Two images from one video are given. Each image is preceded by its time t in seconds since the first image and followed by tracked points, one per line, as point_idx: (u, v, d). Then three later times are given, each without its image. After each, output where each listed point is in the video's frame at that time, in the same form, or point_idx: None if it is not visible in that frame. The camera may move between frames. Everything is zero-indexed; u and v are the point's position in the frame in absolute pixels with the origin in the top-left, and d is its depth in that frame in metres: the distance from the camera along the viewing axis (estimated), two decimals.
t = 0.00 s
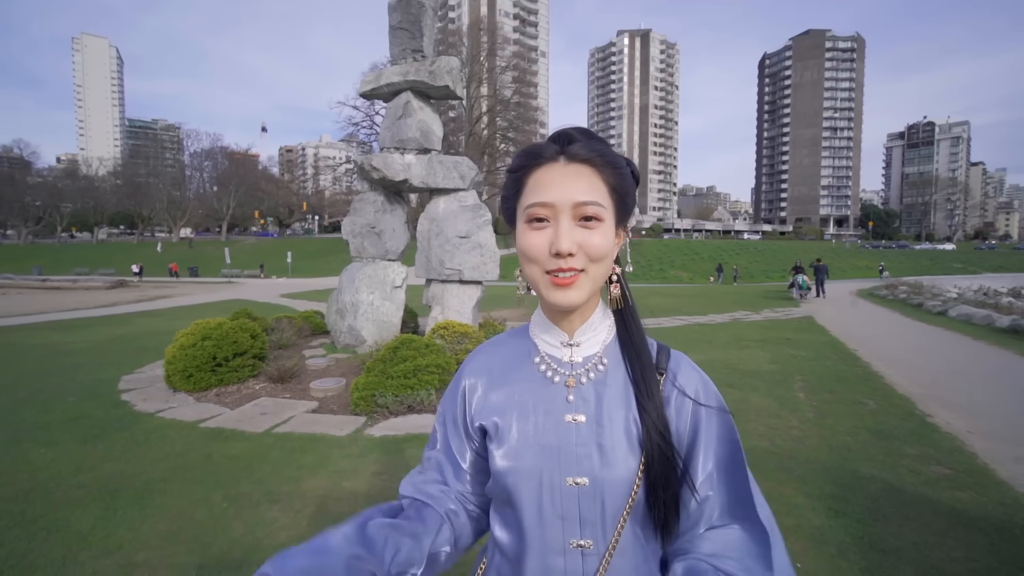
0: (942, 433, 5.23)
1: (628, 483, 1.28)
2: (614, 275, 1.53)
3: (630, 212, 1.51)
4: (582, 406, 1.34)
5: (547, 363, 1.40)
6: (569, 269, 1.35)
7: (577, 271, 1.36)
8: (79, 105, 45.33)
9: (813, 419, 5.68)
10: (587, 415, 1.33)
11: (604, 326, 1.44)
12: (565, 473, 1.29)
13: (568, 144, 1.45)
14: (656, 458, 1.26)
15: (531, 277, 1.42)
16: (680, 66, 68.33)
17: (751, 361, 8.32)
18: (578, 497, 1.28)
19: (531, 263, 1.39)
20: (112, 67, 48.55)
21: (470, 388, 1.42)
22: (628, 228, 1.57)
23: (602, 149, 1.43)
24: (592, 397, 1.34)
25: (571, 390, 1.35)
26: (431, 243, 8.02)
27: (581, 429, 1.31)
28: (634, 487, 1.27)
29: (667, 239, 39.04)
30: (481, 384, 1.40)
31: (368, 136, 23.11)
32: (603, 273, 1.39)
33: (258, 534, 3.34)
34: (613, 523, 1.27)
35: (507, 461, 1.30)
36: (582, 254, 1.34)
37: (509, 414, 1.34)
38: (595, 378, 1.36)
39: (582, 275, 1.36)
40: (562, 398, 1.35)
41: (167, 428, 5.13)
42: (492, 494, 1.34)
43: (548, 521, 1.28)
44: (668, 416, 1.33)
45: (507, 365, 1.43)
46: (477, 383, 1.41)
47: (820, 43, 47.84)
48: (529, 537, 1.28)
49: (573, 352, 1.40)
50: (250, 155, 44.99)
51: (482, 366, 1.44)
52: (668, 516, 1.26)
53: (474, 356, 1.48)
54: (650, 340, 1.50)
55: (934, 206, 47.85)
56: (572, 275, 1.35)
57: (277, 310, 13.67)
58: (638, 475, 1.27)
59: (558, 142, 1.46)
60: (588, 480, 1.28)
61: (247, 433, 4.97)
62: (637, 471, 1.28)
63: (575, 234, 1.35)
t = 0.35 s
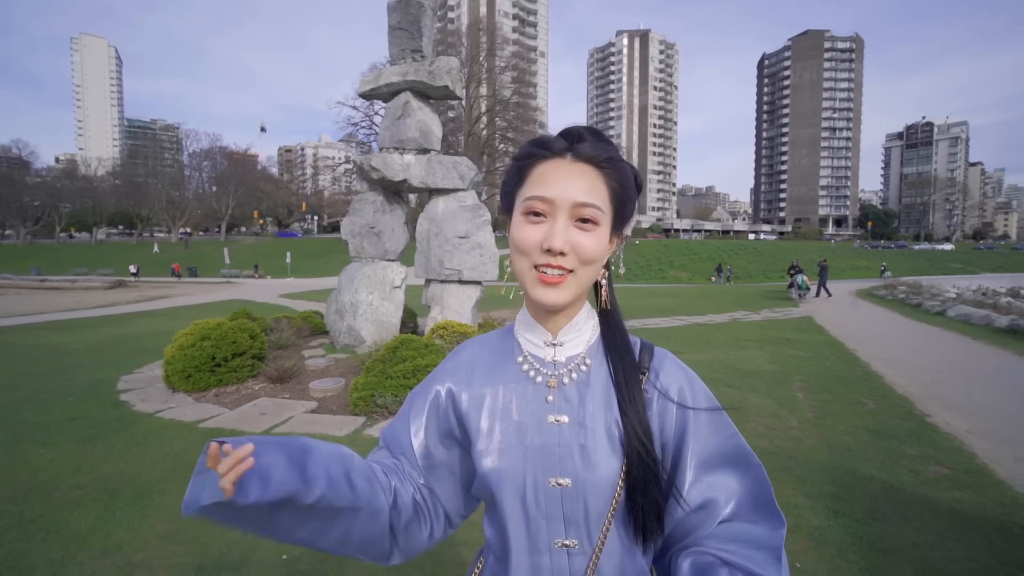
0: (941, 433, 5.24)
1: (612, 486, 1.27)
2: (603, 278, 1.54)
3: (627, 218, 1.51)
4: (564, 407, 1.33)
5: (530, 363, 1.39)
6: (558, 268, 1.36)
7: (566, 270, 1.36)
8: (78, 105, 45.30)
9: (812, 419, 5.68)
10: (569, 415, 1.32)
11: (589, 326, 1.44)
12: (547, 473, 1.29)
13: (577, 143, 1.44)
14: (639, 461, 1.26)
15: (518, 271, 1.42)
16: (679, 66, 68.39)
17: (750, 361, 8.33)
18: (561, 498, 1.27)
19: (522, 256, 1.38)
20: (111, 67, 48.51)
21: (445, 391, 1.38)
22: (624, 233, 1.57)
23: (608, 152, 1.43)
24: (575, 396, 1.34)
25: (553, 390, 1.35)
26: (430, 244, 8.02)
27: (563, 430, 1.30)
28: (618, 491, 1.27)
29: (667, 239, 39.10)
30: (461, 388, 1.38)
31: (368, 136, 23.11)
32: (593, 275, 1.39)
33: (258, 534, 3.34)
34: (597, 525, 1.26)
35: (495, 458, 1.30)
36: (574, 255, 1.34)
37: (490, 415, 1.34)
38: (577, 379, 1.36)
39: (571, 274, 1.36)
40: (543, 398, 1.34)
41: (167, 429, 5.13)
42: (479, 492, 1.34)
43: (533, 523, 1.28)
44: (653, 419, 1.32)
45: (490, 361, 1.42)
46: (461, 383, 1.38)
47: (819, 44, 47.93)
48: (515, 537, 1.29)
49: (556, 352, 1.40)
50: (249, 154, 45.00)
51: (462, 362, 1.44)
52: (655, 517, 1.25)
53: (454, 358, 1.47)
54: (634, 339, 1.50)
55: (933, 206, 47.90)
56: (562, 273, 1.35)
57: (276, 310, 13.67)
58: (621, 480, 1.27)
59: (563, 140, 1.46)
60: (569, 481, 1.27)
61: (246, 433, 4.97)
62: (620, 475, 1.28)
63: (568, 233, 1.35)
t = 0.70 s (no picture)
0: (937, 432, 5.25)
1: (612, 486, 1.25)
2: (602, 270, 1.48)
3: (618, 204, 1.41)
4: (570, 405, 1.33)
5: (542, 362, 1.40)
6: (525, 261, 1.36)
7: (532, 263, 1.35)
8: (75, 105, 45.19)
9: (809, 419, 5.68)
10: (573, 414, 1.32)
11: (599, 325, 1.43)
12: (548, 470, 1.29)
13: (560, 147, 1.45)
14: (636, 466, 1.24)
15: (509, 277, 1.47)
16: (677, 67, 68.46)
17: (747, 361, 8.34)
18: (558, 495, 1.28)
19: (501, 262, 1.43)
20: (108, 67, 48.43)
21: (473, 382, 1.44)
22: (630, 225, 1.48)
23: (579, 146, 1.41)
24: (582, 394, 1.34)
25: (559, 389, 1.36)
26: (428, 244, 8.02)
27: (567, 427, 1.31)
28: (617, 492, 1.25)
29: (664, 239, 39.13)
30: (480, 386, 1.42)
31: (366, 137, 23.09)
32: (564, 267, 1.35)
33: (255, 535, 3.34)
34: (592, 525, 1.25)
35: (502, 451, 1.32)
36: (535, 249, 1.34)
37: (498, 412, 1.36)
38: (585, 379, 1.36)
39: (536, 269, 1.35)
40: (550, 394, 1.36)
41: (164, 430, 5.12)
42: (484, 482, 1.37)
43: (529, 515, 1.29)
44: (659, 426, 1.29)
45: (507, 360, 1.46)
46: (483, 377, 1.43)
47: (816, 44, 48.05)
48: (511, 530, 1.30)
49: (567, 352, 1.40)
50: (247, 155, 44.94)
51: (483, 360, 1.48)
52: (648, 526, 1.23)
53: (478, 354, 1.51)
54: (650, 346, 1.46)
55: (929, 207, 48.05)
56: (528, 269, 1.35)
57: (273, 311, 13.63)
58: (620, 482, 1.25)
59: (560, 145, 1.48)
60: (569, 478, 1.27)
61: (243, 435, 4.94)
62: (620, 478, 1.26)
63: (531, 230, 1.36)
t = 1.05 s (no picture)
0: (935, 432, 5.27)
1: (604, 482, 1.22)
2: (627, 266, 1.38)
3: (640, 202, 1.33)
4: (583, 398, 1.31)
5: (571, 355, 1.40)
6: (545, 263, 1.40)
7: (549, 264, 1.39)
8: (74, 105, 45.16)
9: (807, 419, 5.70)
10: (585, 406, 1.29)
11: (626, 325, 1.36)
12: (551, 453, 1.30)
13: (593, 152, 1.43)
14: (625, 465, 1.17)
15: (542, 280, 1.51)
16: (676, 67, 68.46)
17: (747, 361, 8.36)
18: (557, 479, 1.27)
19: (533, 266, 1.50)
20: (107, 67, 48.40)
21: (526, 363, 1.50)
22: (663, 222, 1.33)
23: (601, 152, 1.39)
24: (595, 389, 1.30)
25: (579, 380, 1.34)
26: (428, 244, 8.03)
27: (578, 418, 1.29)
28: (607, 490, 1.21)
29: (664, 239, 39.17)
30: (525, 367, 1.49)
31: (365, 137, 23.10)
32: (579, 265, 1.34)
33: (256, 534, 3.35)
34: (584, 515, 1.23)
35: (525, 430, 1.36)
36: (550, 249, 1.37)
37: (526, 394, 1.43)
38: (605, 375, 1.31)
39: (551, 266, 1.38)
40: (567, 386, 1.35)
41: (164, 430, 5.12)
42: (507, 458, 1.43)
43: (532, 492, 1.31)
44: (661, 436, 1.15)
45: (551, 349, 1.48)
46: (530, 360, 1.49)
47: (815, 45, 48.12)
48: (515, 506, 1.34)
49: (594, 346, 1.37)
50: (246, 155, 44.89)
51: (534, 350, 1.52)
52: (635, 528, 1.17)
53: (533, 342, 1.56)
54: (680, 351, 1.29)
55: (928, 207, 48.17)
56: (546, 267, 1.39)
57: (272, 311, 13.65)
58: (611, 482, 1.20)
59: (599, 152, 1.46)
60: (567, 465, 1.25)
61: (243, 434, 4.95)
62: (612, 476, 1.21)
63: (549, 234, 1.39)
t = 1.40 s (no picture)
0: (934, 431, 5.28)
1: (629, 487, 1.21)
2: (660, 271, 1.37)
3: (671, 202, 1.33)
4: (610, 397, 1.31)
5: (599, 355, 1.40)
6: (573, 257, 1.39)
7: (578, 259, 1.38)
8: (72, 105, 45.08)
9: (807, 418, 5.71)
10: (611, 404, 1.30)
11: (655, 326, 1.35)
12: (578, 452, 1.30)
13: (625, 152, 1.43)
14: (652, 465, 1.16)
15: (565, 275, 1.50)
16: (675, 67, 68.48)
17: (746, 361, 8.36)
18: (583, 479, 1.27)
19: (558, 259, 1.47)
20: (105, 67, 48.31)
21: (559, 359, 1.53)
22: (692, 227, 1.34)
23: (634, 151, 1.38)
24: (621, 390, 1.31)
25: (605, 380, 1.34)
26: (427, 244, 8.03)
27: (604, 417, 1.30)
28: (632, 494, 1.20)
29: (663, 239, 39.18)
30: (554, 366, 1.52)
31: (364, 136, 23.09)
32: (607, 262, 1.33)
33: (256, 534, 3.35)
34: (610, 516, 1.22)
35: (555, 428, 1.36)
36: (579, 245, 1.36)
37: (554, 393, 1.44)
38: (631, 378, 1.30)
39: (579, 263, 1.36)
40: (594, 387, 1.36)
41: (163, 430, 5.10)
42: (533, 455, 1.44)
43: (559, 489, 1.32)
44: (685, 436, 1.15)
45: (579, 350, 1.50)
46: (563, 358, 1.52)
47: (814, 45, 48.17)
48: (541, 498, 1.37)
49: (619, 347, 1.37)
50: (245, 155, 44.83)
51: (565, 349, 1.54)
52: (663, 529, 1.14)
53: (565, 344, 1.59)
54: (706, 353, 1.28)
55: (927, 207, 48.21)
56: (573, 263, 1.38)
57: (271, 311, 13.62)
58: (636, 486, 1.20)
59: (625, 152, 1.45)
60: (593, 464, 1.26)
61: (242, 434, 4.94)
62: (637, 479, 1.21)
63: (578, 231, 1.37)
